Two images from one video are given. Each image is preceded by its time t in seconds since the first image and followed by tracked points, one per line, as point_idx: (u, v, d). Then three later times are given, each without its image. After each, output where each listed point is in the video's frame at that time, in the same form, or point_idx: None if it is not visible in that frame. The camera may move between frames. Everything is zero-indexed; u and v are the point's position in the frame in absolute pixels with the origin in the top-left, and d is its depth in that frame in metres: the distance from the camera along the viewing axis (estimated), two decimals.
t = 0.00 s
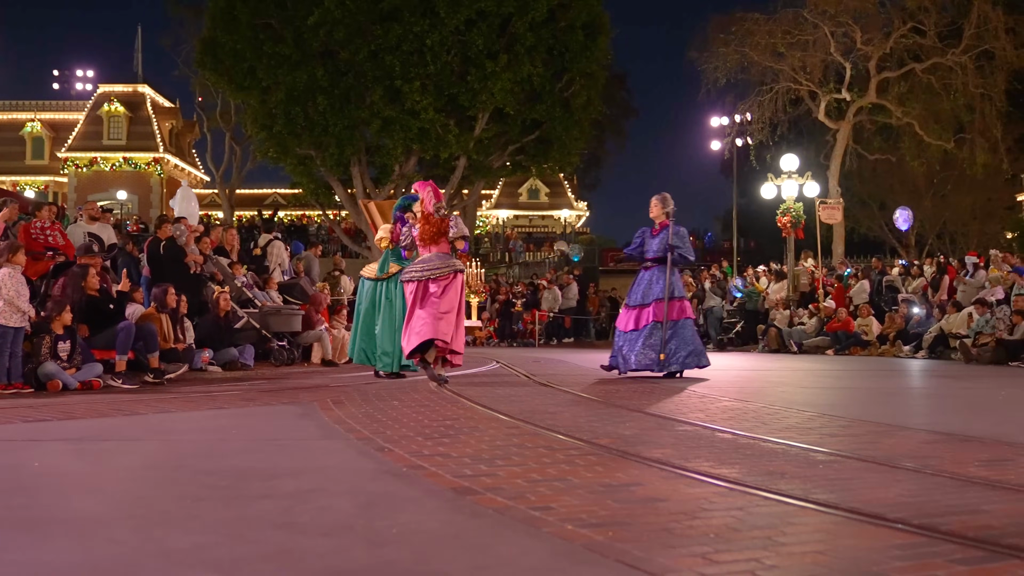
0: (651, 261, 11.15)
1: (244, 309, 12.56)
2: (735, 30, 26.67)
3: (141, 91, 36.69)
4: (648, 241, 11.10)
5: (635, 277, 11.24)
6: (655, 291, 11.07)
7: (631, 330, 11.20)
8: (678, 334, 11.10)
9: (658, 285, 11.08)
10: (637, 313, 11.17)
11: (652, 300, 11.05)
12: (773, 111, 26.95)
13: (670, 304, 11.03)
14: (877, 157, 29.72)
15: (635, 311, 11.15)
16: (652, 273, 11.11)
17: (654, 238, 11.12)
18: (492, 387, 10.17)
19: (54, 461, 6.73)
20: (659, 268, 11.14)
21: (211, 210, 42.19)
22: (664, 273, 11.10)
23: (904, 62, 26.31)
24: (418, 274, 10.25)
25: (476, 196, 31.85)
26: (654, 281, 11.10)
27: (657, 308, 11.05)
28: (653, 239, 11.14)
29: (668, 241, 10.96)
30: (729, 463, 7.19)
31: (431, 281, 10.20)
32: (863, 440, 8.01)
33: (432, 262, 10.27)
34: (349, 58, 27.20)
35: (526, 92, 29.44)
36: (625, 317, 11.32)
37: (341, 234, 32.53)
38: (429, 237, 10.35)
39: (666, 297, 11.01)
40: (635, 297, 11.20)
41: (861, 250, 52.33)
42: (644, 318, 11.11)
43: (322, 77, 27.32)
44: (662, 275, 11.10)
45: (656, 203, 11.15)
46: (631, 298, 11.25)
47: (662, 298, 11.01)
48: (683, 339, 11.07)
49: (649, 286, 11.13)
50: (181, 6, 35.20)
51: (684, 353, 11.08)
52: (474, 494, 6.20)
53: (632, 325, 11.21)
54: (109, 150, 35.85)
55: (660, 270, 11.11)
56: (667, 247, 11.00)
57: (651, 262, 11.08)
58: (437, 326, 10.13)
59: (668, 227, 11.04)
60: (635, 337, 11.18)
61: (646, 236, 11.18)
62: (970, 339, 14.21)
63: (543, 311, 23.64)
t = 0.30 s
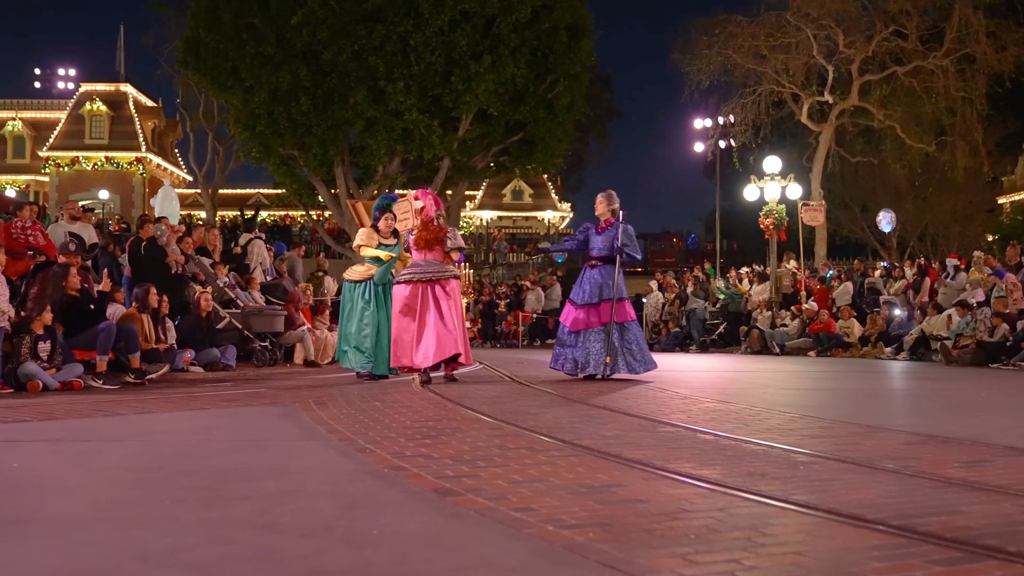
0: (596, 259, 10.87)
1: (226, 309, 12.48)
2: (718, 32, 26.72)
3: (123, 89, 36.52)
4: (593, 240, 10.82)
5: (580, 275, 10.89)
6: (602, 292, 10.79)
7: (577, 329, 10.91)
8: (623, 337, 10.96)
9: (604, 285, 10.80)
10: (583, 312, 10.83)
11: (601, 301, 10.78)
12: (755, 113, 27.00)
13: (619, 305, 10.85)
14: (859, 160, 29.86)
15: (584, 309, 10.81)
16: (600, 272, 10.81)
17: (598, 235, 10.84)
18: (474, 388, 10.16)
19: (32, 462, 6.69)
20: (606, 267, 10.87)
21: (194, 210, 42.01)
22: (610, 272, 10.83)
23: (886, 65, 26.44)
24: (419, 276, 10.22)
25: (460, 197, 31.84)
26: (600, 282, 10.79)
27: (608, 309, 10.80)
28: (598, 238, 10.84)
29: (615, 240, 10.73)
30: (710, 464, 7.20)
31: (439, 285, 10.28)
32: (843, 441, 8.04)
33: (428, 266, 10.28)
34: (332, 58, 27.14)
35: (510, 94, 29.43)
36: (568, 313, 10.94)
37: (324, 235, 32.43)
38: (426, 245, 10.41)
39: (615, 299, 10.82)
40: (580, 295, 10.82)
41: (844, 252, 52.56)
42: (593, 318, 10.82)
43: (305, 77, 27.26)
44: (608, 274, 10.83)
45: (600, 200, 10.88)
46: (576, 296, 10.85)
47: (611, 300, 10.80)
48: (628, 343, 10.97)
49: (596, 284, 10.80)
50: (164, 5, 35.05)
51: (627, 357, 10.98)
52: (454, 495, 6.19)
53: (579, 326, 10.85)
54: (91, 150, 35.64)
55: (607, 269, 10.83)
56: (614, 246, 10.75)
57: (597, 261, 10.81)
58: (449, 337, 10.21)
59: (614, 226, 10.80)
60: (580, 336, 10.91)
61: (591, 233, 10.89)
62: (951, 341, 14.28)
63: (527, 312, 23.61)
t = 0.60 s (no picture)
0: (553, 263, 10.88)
1: (219, 312, 12.49)
2: (712, 35, 26.74)
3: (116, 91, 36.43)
4: (551, 242, 10.80)
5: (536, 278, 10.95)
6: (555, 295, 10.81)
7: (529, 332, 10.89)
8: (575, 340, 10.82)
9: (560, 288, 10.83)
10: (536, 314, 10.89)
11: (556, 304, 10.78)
12: (749, 116, 27.06)
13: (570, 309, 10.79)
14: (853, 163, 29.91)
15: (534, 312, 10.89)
16: (557, 276, 10.83)
17: (556, 238, 10.84)
18: (467, 390, 10.16)
19: (24, 464, 6.67)
20: (563, 269, 10.88)
21: (187, 212, 41.96)
22: (568, 276, 10.85)
23: (879, 68, 26.53)
24: (420, 274, 10.32)
25: (454, 200, 31.84)
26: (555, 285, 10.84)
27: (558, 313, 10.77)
28: (556, 241, 10.85)
29: (575, 243, 10.73)
30: (703, 466, 7.21)
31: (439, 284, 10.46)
32: (836, 444, 8.06)
33: (426, 263, 10.41)
34: (325, 60, 27.13)
35: (504, 96, 29.45)
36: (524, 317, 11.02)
37: (317, 237, 32.36)
38: (423, 241, 10.61)
39: (569, 301, 10.79)
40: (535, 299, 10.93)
41: (837, 254, 52.65)
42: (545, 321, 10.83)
43: (299, 79, 27.25)
44: (565, 278, 10.85)
45: (558, 203, 10.91)
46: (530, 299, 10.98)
47: (565, 301, 10.77)
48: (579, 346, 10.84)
49: (551, 288, 10.86)
50: (157, 6, 35.00)
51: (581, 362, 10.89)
52: (447, 498, 6.19)
53: (532, 328, 10.89)
54: (84, 151, 35.57)
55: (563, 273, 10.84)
56: (572, 249, 10.77)
57: (555, 264, 10.81)
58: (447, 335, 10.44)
59: (572, 231, 10.81)
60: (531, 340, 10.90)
61: (549, 236, 10.88)
62: (944, 344, 14.31)
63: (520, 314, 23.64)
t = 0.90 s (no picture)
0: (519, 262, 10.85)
1: (216, 315, 12.45)
2: (709, 40, 26.75)
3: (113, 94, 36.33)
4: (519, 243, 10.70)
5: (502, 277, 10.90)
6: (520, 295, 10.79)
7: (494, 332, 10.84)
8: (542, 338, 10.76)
9: (530, 289, 10.82)
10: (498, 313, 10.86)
11: (527, 304, 10.75)
12: (746, 121, 27.09)
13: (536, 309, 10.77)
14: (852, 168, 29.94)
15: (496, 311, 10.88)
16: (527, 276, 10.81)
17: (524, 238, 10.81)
18: (462, 394, 10.14)
19: (19, 467, 6.66)
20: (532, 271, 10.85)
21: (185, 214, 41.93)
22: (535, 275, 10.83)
23: (876, 73, 26.59)
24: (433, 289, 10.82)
25: (451, 204, 31.87)
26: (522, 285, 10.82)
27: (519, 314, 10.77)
28: (523, 241, 10.80)
29: (543, 242, 10.72)
30: (699, 471, 7.20)
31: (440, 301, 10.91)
32: (832, 449, 8.06)
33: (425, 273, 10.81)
34: (323, 64, 27.16)
35: (501, 100, 29.47)
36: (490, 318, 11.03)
37: (315, 241, 32.34)
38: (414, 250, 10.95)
39: (540, 301, 10.77)
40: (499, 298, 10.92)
41: (834, 259, 52.70)
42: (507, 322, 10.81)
43: (296, 82, 27.28)
44: (534, 278, 10.82)
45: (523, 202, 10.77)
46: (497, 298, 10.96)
47: (536, 301, 10.76)
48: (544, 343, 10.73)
49: (519, 289, 10.83)
50: (156, 8, 35.03)
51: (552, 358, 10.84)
52: (443, 502, 6.18)
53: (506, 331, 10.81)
54: (81, 154, 35.54)
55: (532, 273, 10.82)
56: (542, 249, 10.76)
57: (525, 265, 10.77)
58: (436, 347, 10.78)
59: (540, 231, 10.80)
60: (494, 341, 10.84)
61: (515, 237, 10.80)
62: (940, 350, 14.32)
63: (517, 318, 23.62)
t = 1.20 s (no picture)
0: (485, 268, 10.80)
1: (210, 321, 12.50)
2: (703, 47, 26.80)
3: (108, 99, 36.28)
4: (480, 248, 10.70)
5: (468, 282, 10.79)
6: (491, 302, 10.69)
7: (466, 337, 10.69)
8: (522, 348, 10.69)
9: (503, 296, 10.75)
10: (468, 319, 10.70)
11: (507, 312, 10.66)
12: (740, 127, 27.11)
13: (510, 317, 10.67)
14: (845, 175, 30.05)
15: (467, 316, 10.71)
16: (497, 283, 10.74)
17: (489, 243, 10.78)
18: (455, 399, 10.15)
19: (13, 472, 6.66)
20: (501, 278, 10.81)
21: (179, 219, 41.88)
22: (504, 282, 10.77)
23: (869, 81, 26.67)
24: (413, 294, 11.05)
25: (446, 210, 31.87)
26: (492, 292, 10.72)
27: (494, 322, 10.65)
28: (489, 246, 10.75)
29: (512, 246, 10.65)
30: (692, 477, 7.22)
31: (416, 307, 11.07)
32: (825, 455, 8.08)
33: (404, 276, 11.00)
34: (319, 70, 27.19)
35: (496, 107, 29.50)
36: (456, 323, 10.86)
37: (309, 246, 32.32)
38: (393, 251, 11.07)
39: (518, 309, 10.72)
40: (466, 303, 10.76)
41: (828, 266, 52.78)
42: (480, 328, 10.68)
43: (291, 88, 27.28)
44: (504, 285, 10.78)
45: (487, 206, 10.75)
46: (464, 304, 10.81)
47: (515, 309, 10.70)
48: (524, 354, 10.65)
49: (492, 295, 10.73)
50: (151, 14, 35.03)
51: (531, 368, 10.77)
52: (437, 508, 6.19)
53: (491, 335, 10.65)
54: (76, 159, 35.50)
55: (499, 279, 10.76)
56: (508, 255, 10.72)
57: (494, 271, 10.71)
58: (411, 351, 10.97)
59: (508, 235, 10.74)
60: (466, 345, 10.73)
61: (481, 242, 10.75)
62: (932, 356, 14.34)
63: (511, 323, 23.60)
